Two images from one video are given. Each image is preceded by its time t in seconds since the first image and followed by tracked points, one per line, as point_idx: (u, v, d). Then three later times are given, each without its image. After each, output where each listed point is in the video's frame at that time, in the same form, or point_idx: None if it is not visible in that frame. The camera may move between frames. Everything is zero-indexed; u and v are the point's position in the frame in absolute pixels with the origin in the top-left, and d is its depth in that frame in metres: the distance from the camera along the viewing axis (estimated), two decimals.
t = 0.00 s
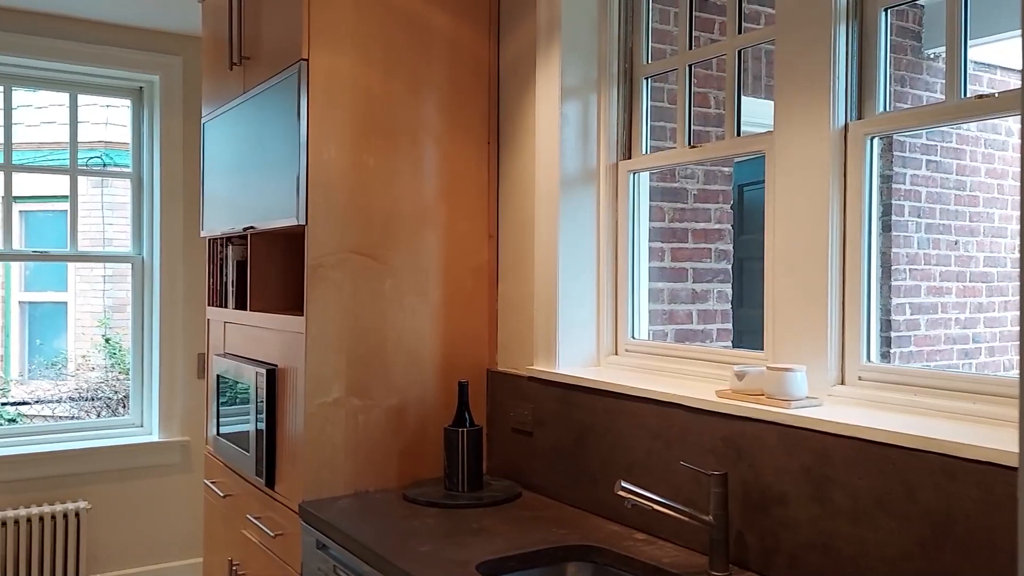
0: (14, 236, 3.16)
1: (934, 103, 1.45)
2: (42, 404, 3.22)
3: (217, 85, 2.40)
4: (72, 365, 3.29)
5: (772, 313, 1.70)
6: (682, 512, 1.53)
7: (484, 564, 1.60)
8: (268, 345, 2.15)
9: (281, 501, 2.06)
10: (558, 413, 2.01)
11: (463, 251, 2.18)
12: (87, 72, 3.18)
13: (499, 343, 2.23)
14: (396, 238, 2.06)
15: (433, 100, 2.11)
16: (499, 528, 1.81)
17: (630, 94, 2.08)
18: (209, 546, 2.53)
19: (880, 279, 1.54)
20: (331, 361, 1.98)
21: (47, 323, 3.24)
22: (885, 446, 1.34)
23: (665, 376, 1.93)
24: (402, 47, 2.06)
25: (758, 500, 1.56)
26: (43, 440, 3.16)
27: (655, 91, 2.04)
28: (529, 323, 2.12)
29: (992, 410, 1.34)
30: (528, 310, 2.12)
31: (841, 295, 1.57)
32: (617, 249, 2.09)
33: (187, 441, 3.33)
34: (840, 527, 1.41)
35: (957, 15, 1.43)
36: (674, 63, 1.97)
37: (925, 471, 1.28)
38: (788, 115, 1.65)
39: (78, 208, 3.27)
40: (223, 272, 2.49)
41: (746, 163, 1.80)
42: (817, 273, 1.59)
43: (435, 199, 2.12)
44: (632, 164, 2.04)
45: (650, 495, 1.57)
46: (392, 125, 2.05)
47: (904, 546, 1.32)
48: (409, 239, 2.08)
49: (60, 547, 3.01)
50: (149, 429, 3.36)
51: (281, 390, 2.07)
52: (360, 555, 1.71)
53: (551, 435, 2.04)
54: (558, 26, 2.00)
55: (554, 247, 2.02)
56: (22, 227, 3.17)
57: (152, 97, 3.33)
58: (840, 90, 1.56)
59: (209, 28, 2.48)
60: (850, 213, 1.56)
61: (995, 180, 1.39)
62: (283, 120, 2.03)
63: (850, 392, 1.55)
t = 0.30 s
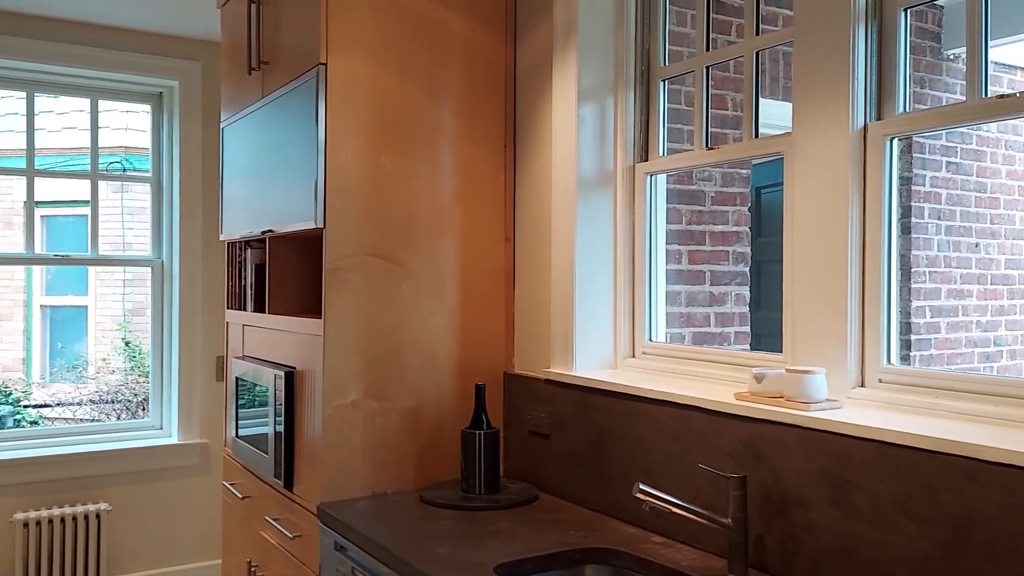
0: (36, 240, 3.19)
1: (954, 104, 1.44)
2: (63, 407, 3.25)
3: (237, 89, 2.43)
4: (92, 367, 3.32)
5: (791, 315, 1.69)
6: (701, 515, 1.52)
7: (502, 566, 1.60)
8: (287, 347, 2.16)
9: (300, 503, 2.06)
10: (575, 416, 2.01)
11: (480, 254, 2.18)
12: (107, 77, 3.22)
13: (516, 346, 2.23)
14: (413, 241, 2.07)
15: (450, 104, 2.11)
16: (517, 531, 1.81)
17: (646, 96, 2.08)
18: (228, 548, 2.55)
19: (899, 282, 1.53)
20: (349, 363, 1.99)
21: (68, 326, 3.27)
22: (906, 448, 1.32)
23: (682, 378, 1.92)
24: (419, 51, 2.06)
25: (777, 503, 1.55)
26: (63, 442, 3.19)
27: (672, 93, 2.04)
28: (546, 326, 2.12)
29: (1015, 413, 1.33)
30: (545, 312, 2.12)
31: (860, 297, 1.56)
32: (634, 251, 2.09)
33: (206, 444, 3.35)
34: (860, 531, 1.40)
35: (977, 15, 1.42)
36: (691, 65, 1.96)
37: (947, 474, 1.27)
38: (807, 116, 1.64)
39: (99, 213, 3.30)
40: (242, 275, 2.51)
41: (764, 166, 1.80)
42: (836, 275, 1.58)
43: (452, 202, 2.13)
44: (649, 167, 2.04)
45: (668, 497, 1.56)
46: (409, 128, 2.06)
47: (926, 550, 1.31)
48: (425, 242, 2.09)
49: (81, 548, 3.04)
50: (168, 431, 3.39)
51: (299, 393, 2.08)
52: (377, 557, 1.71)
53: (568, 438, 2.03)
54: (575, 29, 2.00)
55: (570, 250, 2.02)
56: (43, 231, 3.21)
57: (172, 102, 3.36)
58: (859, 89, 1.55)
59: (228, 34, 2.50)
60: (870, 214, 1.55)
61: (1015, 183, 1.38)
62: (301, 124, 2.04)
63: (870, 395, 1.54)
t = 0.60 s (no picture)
0: (60, 245, 3.23)
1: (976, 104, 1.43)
2: (86, 410, 3.29)
3: (257, 95, 2.45)
4: (114, 371, 3.34)
5: (811, 318, 1.68)
6: (721, 519, 1.51)
7: (522, 569, 1.60)
8: (307, 351, 2.17)
9: (320, 505, 2.08)
10: (594, 419, 2.01)
11: (499, 257, 2.19)
12: (129, 84, 3.26)
13: (534, 349, 2.23)
14: (431, 245, 2.08)
15: (468, 107, 2.12)
16: (536, 533, 1.81)
17: (665, 99, 2.08)
18: (249, 550, 2.56)
19: (921, 285, 1.51)
20: (368, 366, 2.00)
21: (91, 330, 3.30)
22: (929, 452, 1.31)
23: (701, 381, 1.92)
24: (437, 56, 2.08)
25: (798, 506, 1.54)
26: (86, 445, 3.23)
27: (691, 95, 2.03)
28: (564, 330, 2.12)
29: None
30: (563, 315, 2.12)
31: (882, 299, 1.55)
32: (653, 254, 2.08)
33: (227, 446, 3.38)
34: (883, 534, 1.39)
35: (1000, 15, 1.41)
36: (710, 67, 1.96)
37: (971, 477, 1.26)
38: (828, 118, 1.63)
39: (121, 218, 3.34)
40: (263, 279, 2.53)
41: (784, 168, 1.79)
42: (858, 277, 1.57)
43: (470, 206, 2.13)
44: (668, 169, 2.04)
45: (688, 501, 1.55)
46: (428, 132, 2.07)
47: (949, 554, 1.29)
48: (444, 245, 2.10)
49: (104, 550, 3.07)
50: (190, 434, 3.42)
51: (319, 395, 2.09)
52: (397, 559, 1.72)
53: (587, 442, 2.03)
54: (593, 32, 2.01)
55: (589, 253, 2.02)
56: (67, 236, 3.25)
57: (193, 109, 3.40)
58: (880, 89, 1.54)
59: (249, 40, 2.52)
60: (891, 216, 1.54)
61: None
62: (321, 129, 2.05)
63: (892, 398, 1.52)
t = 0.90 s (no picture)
0: (84, 247, 3.27)
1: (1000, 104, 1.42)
2: (110, 410, 3.33)
3: (279, 98, 2.47)
4: (138, 372, 3.38)
5: (835, 317, 1.67)
6: (745, 519, 1.50)
7: (544, 568, 1.60)
8: (328, 351, 2.19)
9: (342, 504, 2.09)
10: (615, 419, 2.01)
11: (519, 258, 2.19)
12: (153, 88, 3.30)
13: (554, 349, 2.23)
14: (452, 245, 2.09)
15: (487, 108, 2.13)
16: (557, 533, 1.81)
17: (686, 98, 2.08)
18: (271, 549, 2.58)
19: (946, 285, 1.50)
20: (389, 366, 2.01)
21: (115, 331, 3.34)
22: (956, 451, 1.30)
23: (723, 381, 1.91)
24: (457, 57, 2.08)
25: (822, 506, 1.53)
26: (110, 445, 3.26)
27: (711, 95, 2.03)
28: (584, 330, 2.12)
29: None
30: (583, 316, 2.12)
31: (907, 298, 1.54)
32: (674, 254, 2.08)
33: (249, 446, 3.41)
34: (909, 535, 1.38)
35: None
36: (731, 66, 1.96)
37: (999, 477, 1.24)
38: (852, 115, 1.62)
39: (144, 220, 3.38)
40: (284, 280, 2.55)
41: (806, 168, 1.78)
42: (882, 276, 1.55)
43: (490, 207, 2.14)
44: (688, 168, 2.04)
45: (711, 501, 1.55)
46: (447, 133, 2.07)
47: (977, 554, 1.28)
48: (464, 246, 2.10)
49: (128, 549, 3.10)
50: (212, 434, 3.45)
51: (340, 395, 2.10)
52: (419, 558, 1.72)
53: (608, 442, 2.03)
54: (613, 31, 2.01)
55: (609, 253, 2.02)
56: (91, 239, 3.29)
57: (215, 112, 3.43)
58: (904, 88, 1.53)
59: (270, 44, 2.55)
60: (916, 214, 1.52)
61: None
62: (342, 131, 2.07)
63: (917, 397, 1.51)
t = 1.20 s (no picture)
0: (108, 248, 3.31)
1: None
2: (133, 410, 3.36)
3: (300, 99, 2.49)
4: (160, 372, 3.41)
5: (858, 316, 1.65)
6: (768, 519, 1.49)
7: (564, 567, 1.60)
8: (349, 350, 2.20)
9: (363, 503, 2.09)
10: (635, 419, 2.00)
11: (538, 257, 2.19)
12: (175, 90, 3.33)
13: (574, 349, 2.23)
14: (471, 245, 2.09)
15: (507, 108, 2.13)
16: (577, 532, 1.81)
17: (706, 97, 2.07)
18: (292, 548, 2.59)
19: (970, 284, 1.49)
20: (409, 366, 2.02)
21: (137, 332, 3.37)
22: (982, 451, 1.28)
23: (744, 381, 1.90)
24: (476, 56, 2.09)
25: (845, 507, 1.52)
26: (133, 444, 3.30)
27: (731, 93, 2.02)
28: (604, 330, 2.12)
29: None
30: (603, 315, 2.12)
31: (931, 296, 1.52)
32: (694, 253, 2.07)
33: (270, 445, 3.43)
34: (934, 535, 1.36)
35: None
36: (752, 64, 1.95)
37: None
38: (874, 112, 1.61)
39: (166, 222, 3.41)
40: (305, 280, 2.57)
41: (827, 166, 1.77)
42: (906, 274, 1.54)
43: (510, 206, 2.14)
44: (709, 167, 2.03)
45: (733, 500, 1.54)
46: (467, 133, 2.08)
47: (1003, 555, 1.26)
48: (483, 245, 2.11)
49: (151, 547, 3.13)
50: (233, 433, 3.47)
51: (361, 394, 2.11)
52: (439, 556, 1.73)
53: (629, 442, 2.02)
54: (632, 30, 2.00)
55: (629, 253, 2.02)
56: (114, 240, 3.33)
57: (236, 114, 3.46)
58: (928, 85, 1.52)
59: (291, 46, 2.57)
60: (940, 212, 1.51)
61: None
62: (362, 132, 2.08)
63: (941, 397, 1.50)
